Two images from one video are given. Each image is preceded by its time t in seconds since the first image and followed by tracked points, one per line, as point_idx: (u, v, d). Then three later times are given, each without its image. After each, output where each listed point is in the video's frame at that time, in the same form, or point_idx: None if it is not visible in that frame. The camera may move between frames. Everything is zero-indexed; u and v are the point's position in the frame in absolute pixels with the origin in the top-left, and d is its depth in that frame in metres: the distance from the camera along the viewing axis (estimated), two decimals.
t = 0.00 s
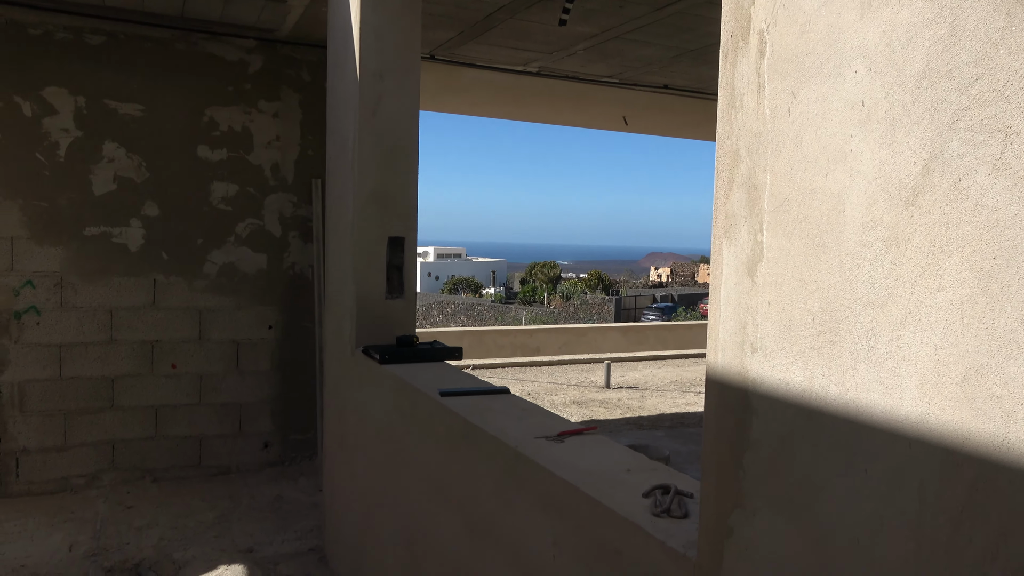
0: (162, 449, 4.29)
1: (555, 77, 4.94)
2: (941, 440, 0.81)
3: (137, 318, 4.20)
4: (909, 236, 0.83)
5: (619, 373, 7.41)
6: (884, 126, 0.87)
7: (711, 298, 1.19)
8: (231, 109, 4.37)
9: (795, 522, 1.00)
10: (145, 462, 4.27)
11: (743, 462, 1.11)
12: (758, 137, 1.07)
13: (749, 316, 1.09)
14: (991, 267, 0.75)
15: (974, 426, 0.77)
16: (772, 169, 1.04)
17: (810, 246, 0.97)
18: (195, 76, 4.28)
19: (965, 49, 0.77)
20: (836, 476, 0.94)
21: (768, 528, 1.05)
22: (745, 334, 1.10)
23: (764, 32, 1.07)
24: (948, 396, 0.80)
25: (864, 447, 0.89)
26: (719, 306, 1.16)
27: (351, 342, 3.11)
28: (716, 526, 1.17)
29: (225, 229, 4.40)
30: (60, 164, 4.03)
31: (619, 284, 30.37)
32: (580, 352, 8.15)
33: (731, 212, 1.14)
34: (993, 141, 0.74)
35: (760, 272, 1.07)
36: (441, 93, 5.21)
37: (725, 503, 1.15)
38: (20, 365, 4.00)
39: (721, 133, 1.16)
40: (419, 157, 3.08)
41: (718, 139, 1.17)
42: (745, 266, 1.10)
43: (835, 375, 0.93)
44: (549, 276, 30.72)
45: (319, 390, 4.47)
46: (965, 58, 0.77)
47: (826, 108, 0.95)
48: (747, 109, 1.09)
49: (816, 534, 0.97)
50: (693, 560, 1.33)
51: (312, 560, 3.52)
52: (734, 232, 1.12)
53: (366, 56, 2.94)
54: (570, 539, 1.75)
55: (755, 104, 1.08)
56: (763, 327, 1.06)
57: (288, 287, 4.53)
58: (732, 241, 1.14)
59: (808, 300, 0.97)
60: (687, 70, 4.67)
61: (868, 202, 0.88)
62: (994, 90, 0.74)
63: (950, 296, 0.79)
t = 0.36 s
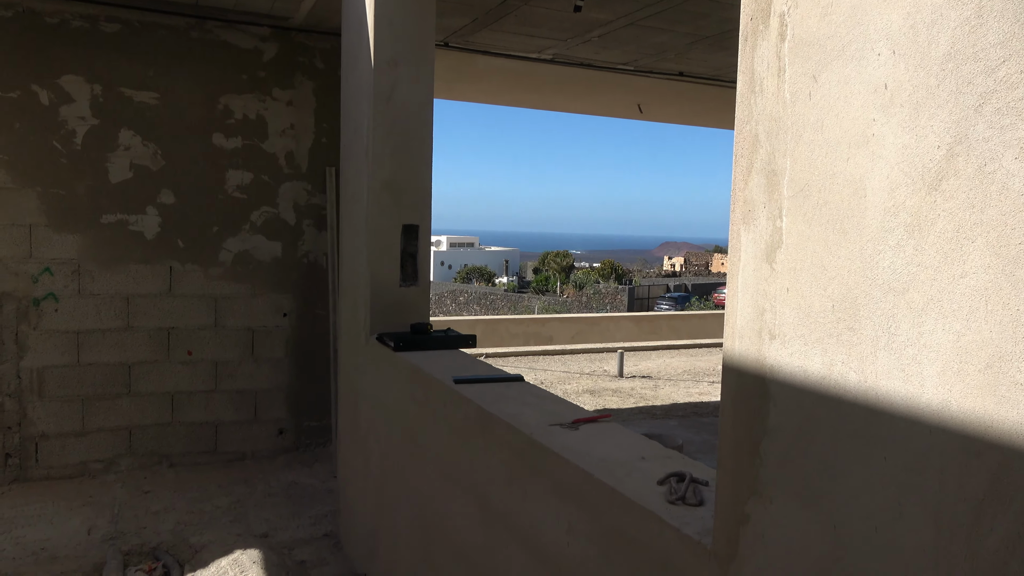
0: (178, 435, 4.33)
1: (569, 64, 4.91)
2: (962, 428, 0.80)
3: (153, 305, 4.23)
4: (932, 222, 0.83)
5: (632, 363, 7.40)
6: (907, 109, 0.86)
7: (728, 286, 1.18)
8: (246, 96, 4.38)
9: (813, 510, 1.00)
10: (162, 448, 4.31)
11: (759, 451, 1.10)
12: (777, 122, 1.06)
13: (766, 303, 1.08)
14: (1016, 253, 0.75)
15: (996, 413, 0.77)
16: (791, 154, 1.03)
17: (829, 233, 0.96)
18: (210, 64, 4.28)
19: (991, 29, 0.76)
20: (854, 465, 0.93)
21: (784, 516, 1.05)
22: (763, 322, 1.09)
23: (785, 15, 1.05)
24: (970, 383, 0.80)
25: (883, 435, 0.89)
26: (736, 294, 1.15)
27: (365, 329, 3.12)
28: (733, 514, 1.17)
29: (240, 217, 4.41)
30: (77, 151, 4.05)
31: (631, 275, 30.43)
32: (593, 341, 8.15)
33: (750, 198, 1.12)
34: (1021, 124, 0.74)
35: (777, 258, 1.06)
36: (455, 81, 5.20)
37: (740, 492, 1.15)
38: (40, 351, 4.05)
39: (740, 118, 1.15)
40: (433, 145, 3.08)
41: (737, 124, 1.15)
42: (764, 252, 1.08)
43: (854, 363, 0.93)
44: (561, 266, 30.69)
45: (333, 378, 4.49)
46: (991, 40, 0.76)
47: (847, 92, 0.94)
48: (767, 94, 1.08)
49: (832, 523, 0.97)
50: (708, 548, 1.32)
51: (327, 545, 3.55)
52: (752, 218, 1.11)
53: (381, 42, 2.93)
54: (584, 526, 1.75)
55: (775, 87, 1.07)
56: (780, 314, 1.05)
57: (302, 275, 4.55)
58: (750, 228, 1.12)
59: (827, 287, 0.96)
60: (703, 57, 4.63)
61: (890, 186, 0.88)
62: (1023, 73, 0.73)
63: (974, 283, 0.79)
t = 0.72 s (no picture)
0: (194, 420, 4.37)
1: (584, 53, 4.88)
2: (983, 417, 0.80)
3: (170, 292, 4.26)
4: (956, 209, 0.82)
5: (645, 353, 7.39)
6: (931, 96, 0.85)
7: (745, 273, 1.17)
8: (261, 84, 4.38)
9: (830, 500, 0.99)
10: (178, 433, 4.35)
11: (776, 440, 1.10)
12: (798, 107, 1.04)
13: (785, 291, 1.07)
14: None
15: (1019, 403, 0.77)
16: (812, 141, 1.02)
17: (850, 220, 0.95)
18: (226, 52, 4.29)
19: (1019, 13, 0.75)
20: (872, 454, 0.93)
21: (801, 505, 1.05)
22: (781, 310, 1.08)
23: None
24: (993, 373, 0.79)
25: (902, 426, 0.88)
26: (753, 281, 1.14)
27: (380, 316, 3.13)
28: (749, 502, 1.16)
29: (256, 204, 4.43)
30: (95, 139, 4.08)
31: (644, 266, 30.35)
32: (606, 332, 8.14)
33: (769, 185, 1.10)
34: None
35: (797, 246, 1.04)
36: (470, 69, 5.18)
37: (756, 482, 1.14)
38: (59, 336, 4.09)
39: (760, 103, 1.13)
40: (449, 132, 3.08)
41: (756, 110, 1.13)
42: (783, 240, 1.07)
43: (874, 351, 0.92)
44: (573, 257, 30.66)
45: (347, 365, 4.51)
46: (1020, 24, 0.75)
47: (869, 78, 0.93)
48: (787, 79, 1.06)
49: (850, 512, 0.96)
50: (724, 536, 1.32)
51: (341, 531, 3.57)
52: (771, 205, 1.10)
53: (397, 29, 2.92)
54: (598, 513, 1.75)
55: (796, 72, 1.05)
56: (799, 303, 1.04)
57: (317, 263, 4.57)
58: (769, 215, 1.11)
59: (847, 275, 0.95)
60: (720, 45, 4.60)
61: (913, 174, 0.87)
62: None
63: (998, 272, 0.78)
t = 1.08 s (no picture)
0: (218, 407, 4.43)
1: (606, 41, 4.85)
2: (1014, 408, 0.78)
3: (194, 281, 4.31)
4: (988, 196, 0.80)
5: (665, 344, 7.37)
6: (964, 81, 0.83)
7: (770, 263, 1.15)
8: (283, 74, 4.40)
9: (856, 490, 0.98)
10: (202, 420, 4.41)
11: (801, 430, 1.09)
12: (826, 94, 1.03)
13: (810, 281, 1.06)
14: None
15: None
16: (841, 127, 1.00)
17: (878, 208, 0.94)
18: (249, 42, 4.32)
19: None
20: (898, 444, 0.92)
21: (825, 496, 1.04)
22: (806, 300, 1.07)
23: None
24: None
25: (930, 416, 0.87)
26: (779, 271, 1.12)
27: (402, 305, 3.14)
28: (773, 491, 1.16)
29: (278, 194, 4.46)
30: (120, 128, 4.12)
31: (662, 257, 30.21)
32: (625, 322, 8.12)
33: (795, 173, 1.09)
34: None
35: (823, 235, 1.03)
36: (491, 58, 5.17)
37: (780, 471, 1.14)
38: (85, 323, 4.15)
39: (787, 90, 1.12)
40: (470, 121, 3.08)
41: (783, 96, 1.12)
42: (809, 228, 1.06)
43: (902, 341, 0.91)
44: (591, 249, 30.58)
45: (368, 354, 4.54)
46: None
47: (900, 63, 0.91)
48: (816, 65, 1.05)
49: (875, 503, 0.95)
50: (747, 525, 1.32)
51: (362, 518, 3.60)
52: (797, 193, 1.08)
53: (419, 17, 2.92)
54: (619, 502, 1.75)
55: (824, 58, 1.04)
56: (825, 292, 1.03)
57: (338, 252, 4.59)
58: (795, 203, 1.09)
59: (874, 264, 0.94)
60: (744, 33, 4.55)
61: (944, 161, 0.85)
62: None
63: None
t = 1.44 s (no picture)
0: (245, 396, 4.49)
1: (630, 30, 4.82)
2: None
3: (221, 271, 4.36)
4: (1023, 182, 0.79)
5: (689, 335, 7.33)
6: (999, 64, 0.82)
7: (799, 251, 1.14)
8: (308, 66, 4.43)
9: (885, 479, 0.97)
10: (230, 408, 4.48)
11: (829, 420, 1.08)
12: (857, 79, 1.02)
13: (840, 269, 1.05)
14: None
15: None
16: (871, 114, 0.99)
17: (910, 195, 0.93)
18: (273, 34, 4.35)
19: None
20: (929, 433, 0.91)
21: (854, 485, 1.03)
22: (836, 288, 1.06)
23: None
24: None
25: (962, 405, 0.86)
26: (808, 259, 1.11)
27: (426, 295, 3.16)
28: (800, 480, 1.15)
29: (303, 185, 4.50)
30: (148, 121, 4.18)
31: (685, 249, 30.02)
32: (649, 313, 8.11)
33: (825, 160, 1.08)
34: None
35: (853, 222, 1.02)
36: (514, 48, 5.17)
37: (807, 459, 1.13)
38: (116, 314, 4.22)
39: (816, 76, 1.10)
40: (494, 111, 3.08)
41: (813, 83, 1.11)
42: (839, 216, 1.05)
43: (934, 329, 0.90)
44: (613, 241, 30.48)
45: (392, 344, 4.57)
46: None
47: (934, 47, 0.90)
48: (847, 50, 1.03)
49: (905, 493, 0.94)
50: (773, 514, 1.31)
51: (387, 506, 3.63)
52: (827, 180, 1.07)
53: (443, 7, 2.92)
54: (644, 491, 1.75)
55: (856, 43, 1.02)
56: (855, 280, 1.02)
57: (363, 243, 4.63)
58: (824, 191, 1.08)
59: (906, 251, 0.93)
60: (770, 20, 4.50)
61: (978, 146, 0.84)
62: None
63: None
